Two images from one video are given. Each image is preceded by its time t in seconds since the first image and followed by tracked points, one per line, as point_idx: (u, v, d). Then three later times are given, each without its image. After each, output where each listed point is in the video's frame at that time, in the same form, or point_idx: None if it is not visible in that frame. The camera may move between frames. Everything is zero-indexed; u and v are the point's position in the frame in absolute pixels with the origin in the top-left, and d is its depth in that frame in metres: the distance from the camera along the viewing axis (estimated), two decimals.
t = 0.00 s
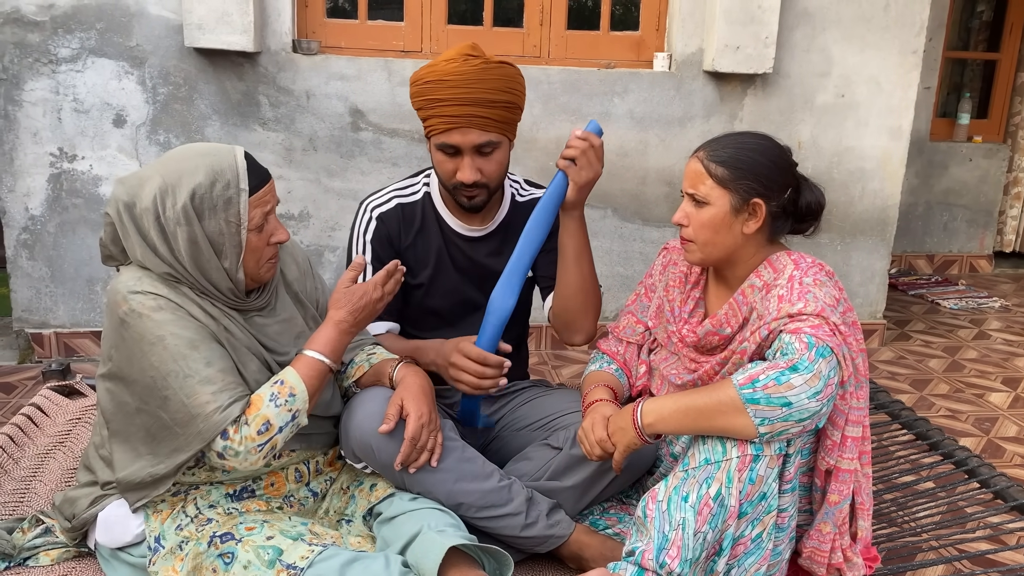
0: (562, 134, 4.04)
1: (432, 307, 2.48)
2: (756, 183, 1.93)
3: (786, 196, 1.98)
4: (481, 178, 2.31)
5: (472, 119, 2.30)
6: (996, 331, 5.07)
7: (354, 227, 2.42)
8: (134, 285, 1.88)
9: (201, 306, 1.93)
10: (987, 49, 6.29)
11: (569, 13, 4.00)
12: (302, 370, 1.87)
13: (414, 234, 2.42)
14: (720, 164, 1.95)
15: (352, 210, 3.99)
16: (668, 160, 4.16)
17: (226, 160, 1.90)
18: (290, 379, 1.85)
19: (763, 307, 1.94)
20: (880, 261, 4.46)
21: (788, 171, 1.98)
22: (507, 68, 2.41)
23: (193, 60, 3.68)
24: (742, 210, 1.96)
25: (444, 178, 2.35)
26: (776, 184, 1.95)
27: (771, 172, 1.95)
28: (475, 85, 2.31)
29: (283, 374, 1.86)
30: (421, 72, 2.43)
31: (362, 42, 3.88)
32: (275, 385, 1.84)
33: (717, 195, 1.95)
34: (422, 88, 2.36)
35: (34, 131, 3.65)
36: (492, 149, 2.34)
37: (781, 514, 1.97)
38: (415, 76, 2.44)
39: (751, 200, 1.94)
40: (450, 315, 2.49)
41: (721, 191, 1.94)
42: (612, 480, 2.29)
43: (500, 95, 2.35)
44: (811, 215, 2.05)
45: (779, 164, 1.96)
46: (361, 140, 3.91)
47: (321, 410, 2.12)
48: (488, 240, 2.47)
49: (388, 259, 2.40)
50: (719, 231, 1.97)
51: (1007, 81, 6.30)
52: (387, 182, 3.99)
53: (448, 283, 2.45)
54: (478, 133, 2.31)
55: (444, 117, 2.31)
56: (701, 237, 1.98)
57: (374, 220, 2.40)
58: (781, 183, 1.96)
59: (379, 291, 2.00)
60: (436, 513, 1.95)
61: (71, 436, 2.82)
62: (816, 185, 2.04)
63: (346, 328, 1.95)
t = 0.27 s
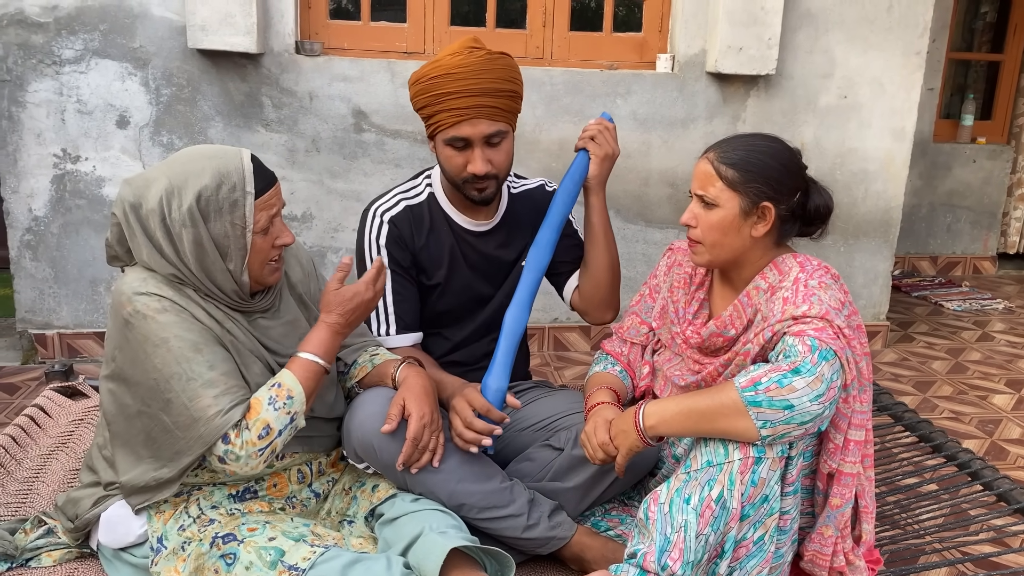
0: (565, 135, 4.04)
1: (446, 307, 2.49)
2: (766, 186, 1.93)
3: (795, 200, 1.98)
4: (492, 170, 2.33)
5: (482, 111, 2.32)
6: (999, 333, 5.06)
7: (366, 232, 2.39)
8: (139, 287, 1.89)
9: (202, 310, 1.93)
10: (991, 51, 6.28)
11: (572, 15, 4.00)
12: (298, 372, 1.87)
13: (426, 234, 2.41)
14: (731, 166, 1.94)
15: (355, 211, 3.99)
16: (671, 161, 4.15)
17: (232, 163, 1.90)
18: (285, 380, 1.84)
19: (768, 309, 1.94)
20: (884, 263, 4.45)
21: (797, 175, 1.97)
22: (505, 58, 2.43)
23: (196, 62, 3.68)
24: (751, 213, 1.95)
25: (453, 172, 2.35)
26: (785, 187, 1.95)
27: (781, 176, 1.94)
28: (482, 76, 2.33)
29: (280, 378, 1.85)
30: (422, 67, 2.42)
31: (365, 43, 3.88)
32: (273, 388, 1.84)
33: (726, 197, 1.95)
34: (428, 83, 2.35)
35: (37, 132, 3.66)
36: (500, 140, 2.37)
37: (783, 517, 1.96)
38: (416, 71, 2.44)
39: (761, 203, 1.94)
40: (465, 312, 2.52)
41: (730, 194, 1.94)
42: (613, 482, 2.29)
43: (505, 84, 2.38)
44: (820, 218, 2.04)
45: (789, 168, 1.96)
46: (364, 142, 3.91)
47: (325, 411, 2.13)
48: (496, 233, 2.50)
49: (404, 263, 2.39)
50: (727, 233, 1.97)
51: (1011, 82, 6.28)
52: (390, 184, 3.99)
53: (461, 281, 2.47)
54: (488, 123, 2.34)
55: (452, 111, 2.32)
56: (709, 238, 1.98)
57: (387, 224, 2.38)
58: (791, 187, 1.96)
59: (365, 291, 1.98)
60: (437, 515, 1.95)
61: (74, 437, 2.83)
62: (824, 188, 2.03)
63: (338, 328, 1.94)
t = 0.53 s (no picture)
0: (568, 137, 4.04)
1: (446, 311, 2.49)
2: (776, 191, 1.93)
3: (804, 205, 1.98)
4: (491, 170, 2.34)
5: (480, 110, 2.34)
6: (1003, 335, 5.05)
7: (364, 237, 2.40)
8: (128, 294, 1.89)
9: (186, 324, 1.93)
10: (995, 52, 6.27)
11: (575, 17, 4.00)
12: (256, 418, 1.80)
13: (424, 237, 2.41)
14: (742, 169, 1.94)
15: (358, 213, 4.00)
16: (673, 163, 4.15)
17: (222, 156, 1.91)
18: (240, 425, 1.79)
19: (774, 314, 1.94)
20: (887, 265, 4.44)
21: (807, 180, 1.97)
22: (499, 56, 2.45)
23: (199, 64, 3.69)
24: (760, 217, 1.95)
25: (451, 172, 2.36)
26: (795, 193, 1.95)
27: (790, 181, 1.94)
28: (484, 75, 2.36)
29: (238, 421, 1.80)
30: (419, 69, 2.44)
31: (368, 45, 3.89)
32: (227, 429, 1.79)
33: (736, 201, 1.95)
34: (426, 83, 2.37)
35: (41, 134, 3.66)
36: (498, 139, 2.39)
37: (787, 522, 1.96)
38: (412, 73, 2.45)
39: (770, 208, 1.94)
40: (465, 315, 2.52)
41: (740, 198, 1.94)
42: (614, 484, 2.29)
43: (504, 85, 2.41)
44: (827, 223, 2.04)
45: (799, 173, 1.96)
46: (367, 144, 3.91)
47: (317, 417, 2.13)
48: (495, 235, 2.50)
49: (403, 267, 2.39)
50: (735, 237, 1.97)
51: (1015, 84, 6.27)
52: (392, 186, 3.99)
53: (460, 285, 2.47)
54: (486, 122, 2.36)
55: (451, 110, 2.34)
56: (717, 241, 1.98)
57: (384, 229, 2.38)
58: (800, 193, 1.96)
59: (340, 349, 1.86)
60: (440, 517, 1.95)
61: (76, 439, 2.83)
62: (833, 194, 2.03)
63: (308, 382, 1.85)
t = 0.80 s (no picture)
0: (571, 140, 4.04)
1: (447, 315, 2.49)
2: (784, 196, 1.92)
3: (812, 210, 1.97)
4: (497, 176, 2.35)
5: (490, 117, 2.35)
6: (1007, 338, 5.04)
7: (364, 241, 2.40)
8: (120, 299, 1.92)
9: (174, 330, 1.95)
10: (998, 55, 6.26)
11: (579, 19, 4.00)
12: (228, 475, 1.87)
13: (425, 240, 2.40)
14: (750, 173, 1.94)
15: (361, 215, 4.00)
16: (676, 165, 4.15)
17: (211, 153, 1.94)
18: (210, 476, 1.85)
19: (780, 318, 1.94)
20: (890, 267, 4.43)
21: (816, 185, 1.97)
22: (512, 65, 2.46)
23: (204, 66, 3.70)
24: (767, 222, 1.95)
25: (457, 175, 2.36)
26: (803, 198, 1.94)
27: (798, 186, 1.93)
28: (498, 83, 2.38)
29: (211, 469, 1.87)
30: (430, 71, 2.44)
31: (372, 48, 3.89)
32: (197, 472, 1.86)
33: (743, 205, 1.95)
34: (437, 86, 2.37)
35: (45, 136, 3.67)
36: (505, 146, 2.40)
37: (791, 526, 1.96)
38: (424, 74, 2.46)
39: (777, 212, 1.94)
40: (466, 318, 2.52)
41: (747, 201, 1.94)
42: (618, 486, 2.29)
43: (515, 93, 2.43)
44: (835, 228, 2.04)
45: (807, 178, 1.95)
46: (370, 146, 3.92)
47: (314, 415, 2.21)
48: (494, 240, 2.50)
49: (403, 271, 2.39)
50: (742, 240, 1.96)
51: (1019, 87, 6.26)
52: (395, 188, 4.00)
53: (461, 288, 2.46)
54: (496, 129, 2.37)
55: (462, 114, 2.34)
56: (723, 244, 1.98)
57: (384, 233, 2.37)
58: (808, 198, 1.95)
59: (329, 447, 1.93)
60: (443, 520, 1.95)
61: (80, 441, 2.84)
62: (841, 198, 2.03)
63: (291, 466, 1.93)
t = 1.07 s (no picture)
0: (575, 142, 4.04)
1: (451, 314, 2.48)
2: (787, 199, 1.92)
3: (816, 212, 1.97)
4: (498, 175, 2.35)
5: (491, 115, 2.34)
6: (1012, 341, 5.02)
7: (370, 239, 2.39)
8: (120, 300, 1.92)
9: (175, 329, 1.95)
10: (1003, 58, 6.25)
11: (583, 22, 4.00)
12: (237, 481, 1.88)
13: (430, 239, 2.40)
14: (752, 176, 1.93)
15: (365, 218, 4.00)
16: (680, 168, 4.15)
17: (209, 152, 1.95)
18: (219, 482, 1.86)
19: (786, 321, 1.93)
20: (895, 270, 4.42)
21: (819, 187, 1.96)
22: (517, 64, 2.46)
23: (208, 69, 3.70)
24: (771, 224, 1.95)
25: (459, 172, 2.36)
26: (806, 200, 1.94)
27: (801, 188, 1.93)
28: (500, 81, 2.38)
29: (220, 474, 1.88)
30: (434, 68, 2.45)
31: (376, 51, 3.90)
32: (206, 477, 1.87)
33: (746, 208, 1.94)
34: (441, 83, 2.37)
35: (50, 139, 3.68)
36: (507, 145, 2.40)
37: (798, 530, 1.95)
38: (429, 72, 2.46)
39: (781, 215, 1.94)
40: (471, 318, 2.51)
41: (750, 205, 1.94)
42: (623, 488, 2.28)
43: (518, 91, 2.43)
44: (840, 229, 2.03)
45: (810, 180, 1.95)
46: (374, 149, 3.92)
47: (318, 416, 2.21)
48: (500, 240, 2.49)
49: (408, 269, 2.38)
50: (746, 244, 1.96)
51: None
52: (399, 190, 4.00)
53: (465, 288, 2.46)
54: (497, 127, 2.37)
55: (463, 112, 2.34)
56: (727, 248, 1.97)
57: (390, 232, 2.36)
58: (812, 200, 1.95)
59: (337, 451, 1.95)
60: (448, 523, 1.95)
61: (85, 443, 2.84)
62: (845, 199, 2.02)
63: (299, 472, 1.95)
